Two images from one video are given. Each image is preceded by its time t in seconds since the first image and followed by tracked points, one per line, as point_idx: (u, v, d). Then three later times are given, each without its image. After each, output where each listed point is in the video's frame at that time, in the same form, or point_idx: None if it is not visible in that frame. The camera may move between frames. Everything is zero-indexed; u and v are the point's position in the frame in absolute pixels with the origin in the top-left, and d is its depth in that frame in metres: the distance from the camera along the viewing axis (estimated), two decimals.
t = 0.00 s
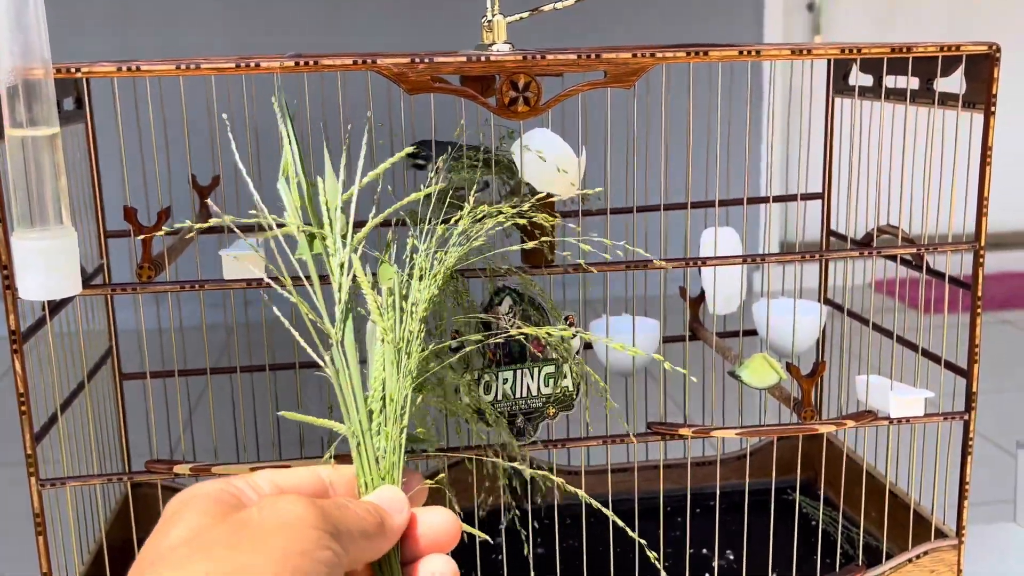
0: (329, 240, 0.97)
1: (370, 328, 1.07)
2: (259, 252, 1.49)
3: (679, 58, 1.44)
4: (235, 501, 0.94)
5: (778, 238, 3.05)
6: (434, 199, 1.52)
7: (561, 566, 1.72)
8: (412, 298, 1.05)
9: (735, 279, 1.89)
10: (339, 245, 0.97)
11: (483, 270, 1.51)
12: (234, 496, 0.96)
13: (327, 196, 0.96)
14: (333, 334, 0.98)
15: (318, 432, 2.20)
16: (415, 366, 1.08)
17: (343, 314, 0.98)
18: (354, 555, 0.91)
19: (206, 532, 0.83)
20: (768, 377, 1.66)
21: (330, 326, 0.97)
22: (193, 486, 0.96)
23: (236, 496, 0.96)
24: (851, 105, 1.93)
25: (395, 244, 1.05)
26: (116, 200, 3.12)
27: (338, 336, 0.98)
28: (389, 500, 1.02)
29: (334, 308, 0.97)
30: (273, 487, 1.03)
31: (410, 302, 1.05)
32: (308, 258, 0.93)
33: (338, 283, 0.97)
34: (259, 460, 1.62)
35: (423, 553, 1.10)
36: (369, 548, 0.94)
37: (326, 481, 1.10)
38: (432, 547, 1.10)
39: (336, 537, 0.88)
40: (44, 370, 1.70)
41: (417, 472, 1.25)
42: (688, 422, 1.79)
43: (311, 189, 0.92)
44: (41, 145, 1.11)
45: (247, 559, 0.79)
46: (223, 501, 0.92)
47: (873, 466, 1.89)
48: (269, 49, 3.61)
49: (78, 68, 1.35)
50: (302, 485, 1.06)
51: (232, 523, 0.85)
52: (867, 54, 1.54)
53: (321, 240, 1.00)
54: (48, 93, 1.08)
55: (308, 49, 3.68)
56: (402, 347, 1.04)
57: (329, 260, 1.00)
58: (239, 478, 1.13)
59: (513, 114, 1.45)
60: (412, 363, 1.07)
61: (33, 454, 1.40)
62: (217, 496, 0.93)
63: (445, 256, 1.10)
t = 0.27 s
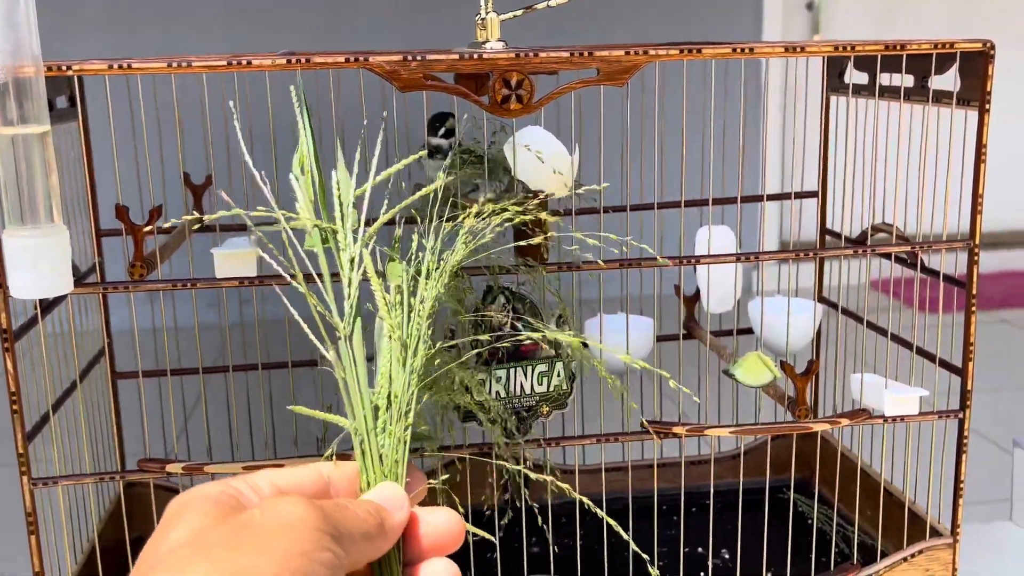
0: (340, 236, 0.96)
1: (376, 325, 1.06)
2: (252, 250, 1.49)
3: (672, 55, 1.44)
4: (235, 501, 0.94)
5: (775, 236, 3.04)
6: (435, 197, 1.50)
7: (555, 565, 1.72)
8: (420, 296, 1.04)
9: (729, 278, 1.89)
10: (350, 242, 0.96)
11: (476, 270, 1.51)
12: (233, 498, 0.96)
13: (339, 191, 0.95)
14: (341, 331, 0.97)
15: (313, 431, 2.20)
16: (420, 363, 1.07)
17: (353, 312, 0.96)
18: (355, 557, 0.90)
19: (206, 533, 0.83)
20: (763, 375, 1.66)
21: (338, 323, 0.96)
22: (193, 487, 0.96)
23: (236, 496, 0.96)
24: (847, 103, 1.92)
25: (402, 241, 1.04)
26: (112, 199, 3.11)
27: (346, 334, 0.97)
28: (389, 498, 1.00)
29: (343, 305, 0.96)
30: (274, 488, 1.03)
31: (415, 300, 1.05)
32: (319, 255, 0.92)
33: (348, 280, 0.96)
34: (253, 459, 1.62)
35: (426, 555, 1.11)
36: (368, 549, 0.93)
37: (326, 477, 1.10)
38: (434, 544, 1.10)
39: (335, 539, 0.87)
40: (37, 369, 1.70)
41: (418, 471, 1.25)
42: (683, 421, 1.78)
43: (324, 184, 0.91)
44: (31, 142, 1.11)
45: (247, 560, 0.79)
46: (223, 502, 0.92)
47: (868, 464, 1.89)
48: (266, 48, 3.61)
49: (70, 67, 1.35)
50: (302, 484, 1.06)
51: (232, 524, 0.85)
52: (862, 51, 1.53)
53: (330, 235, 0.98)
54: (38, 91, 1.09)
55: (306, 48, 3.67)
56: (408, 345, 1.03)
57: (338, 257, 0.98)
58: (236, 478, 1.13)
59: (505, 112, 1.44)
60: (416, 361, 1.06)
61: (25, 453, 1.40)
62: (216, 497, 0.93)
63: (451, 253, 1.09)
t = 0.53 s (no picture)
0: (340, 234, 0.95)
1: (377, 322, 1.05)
2: (244, 250, 1.48)
3: (667, 54, 1.43)
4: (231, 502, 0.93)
5: (772, 235, 3.03)
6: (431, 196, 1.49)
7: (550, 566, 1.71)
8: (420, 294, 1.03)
9: (724, 277, 1.88)
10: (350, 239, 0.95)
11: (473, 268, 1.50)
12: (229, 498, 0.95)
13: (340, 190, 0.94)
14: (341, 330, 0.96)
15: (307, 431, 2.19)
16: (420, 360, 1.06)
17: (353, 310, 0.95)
18: (352, 559, 0.89)
19: (201, 535, 0.83)
20: (758, 375, 1.65)
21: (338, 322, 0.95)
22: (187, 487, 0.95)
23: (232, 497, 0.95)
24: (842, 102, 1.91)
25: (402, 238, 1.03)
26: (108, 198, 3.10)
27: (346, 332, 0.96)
28: (387, 497, 0.99)
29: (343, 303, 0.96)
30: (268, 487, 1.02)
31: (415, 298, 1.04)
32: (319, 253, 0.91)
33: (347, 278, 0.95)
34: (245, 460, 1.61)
35: (425, 553, 1.10)
36: (367, 551, 0.92)
37: (322, 476, 1.10)
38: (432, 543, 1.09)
39: (332, 541, 0.86)
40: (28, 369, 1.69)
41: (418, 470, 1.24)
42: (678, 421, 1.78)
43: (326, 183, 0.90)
44: (21, 142, 1.10)
45: (242, 562, 0.78)
46: (218, 502, 0.91)
47: (864, 464, 1.88)
48: (263, 46, 3.60)
49: (60, 65, 1.34)
50: (298, 483, 1.06)
51: (228, 526, 0.84)
52: (857, 50, 1.52)
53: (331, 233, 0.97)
54: (28, 90, 1.08)
55: (302, 45, 3.66)
56: (408, 343, 1.03)
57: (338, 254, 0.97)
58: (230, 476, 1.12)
59: (499, 111, 1.44)
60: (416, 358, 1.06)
61: (16, 453, 1.39)
62: (212, 497, 0.92)
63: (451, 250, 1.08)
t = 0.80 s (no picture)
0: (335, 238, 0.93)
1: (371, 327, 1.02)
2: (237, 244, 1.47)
3: (664, 45, 1.42)
4: (220, 514, 0.91)
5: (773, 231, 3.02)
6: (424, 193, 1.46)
7: (546, 563, 1.70)
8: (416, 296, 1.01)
9: (723, 272, 1.87)
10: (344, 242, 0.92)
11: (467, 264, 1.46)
12: (219, 507, 0.94)
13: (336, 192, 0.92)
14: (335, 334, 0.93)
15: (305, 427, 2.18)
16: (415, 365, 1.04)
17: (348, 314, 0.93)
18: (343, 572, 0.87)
19: (191, 551, 0.81)
20: (756, 370, 1.63)
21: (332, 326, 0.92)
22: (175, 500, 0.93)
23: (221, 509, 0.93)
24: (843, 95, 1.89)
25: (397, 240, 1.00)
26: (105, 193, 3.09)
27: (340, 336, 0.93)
28: (381, 507, 0.97)
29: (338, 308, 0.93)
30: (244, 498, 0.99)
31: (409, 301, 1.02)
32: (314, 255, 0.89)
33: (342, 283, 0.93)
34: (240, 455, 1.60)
35: (422, 559, 1.07)
36: (359, 564, 0.90)
37: (280, 486, 1.06)
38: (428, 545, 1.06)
39: (325, 554, 0.85)
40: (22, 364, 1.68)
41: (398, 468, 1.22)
42: (676, 416, 1.76)
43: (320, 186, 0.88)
44: (11, 133, 1.08)
45: None
46: (208, 515, 0.89)
47: (863, 460, 1.87)
48: (261, 40, 3.58)
49: (51, 56, 1.32)
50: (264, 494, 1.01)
51: (218, 540, 0.82)
52: (857, 42, 1.51)
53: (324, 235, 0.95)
54: (19, 81, 1.05)
55: (301, 40, 3.65)
56: (404, 348, 1.00)
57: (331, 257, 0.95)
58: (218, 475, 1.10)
59: (495, 103, 1.42)
60: (411, 363, 1.04)
61: (8, 449, 1.38)
62: (201, 510, 0.90)
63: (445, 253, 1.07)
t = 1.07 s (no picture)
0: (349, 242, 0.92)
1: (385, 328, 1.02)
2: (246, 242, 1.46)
3: (675, 42, 1.41)
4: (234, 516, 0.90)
5: (779, 228, 3.01)
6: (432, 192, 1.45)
7: (554, 562, 1.69)
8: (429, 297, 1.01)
9: (732, 270, 1.86)
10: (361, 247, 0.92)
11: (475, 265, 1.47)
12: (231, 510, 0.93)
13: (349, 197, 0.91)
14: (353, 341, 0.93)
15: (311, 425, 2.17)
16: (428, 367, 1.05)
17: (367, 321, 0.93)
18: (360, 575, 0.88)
19: (207, 558, 0.80)
20: (766, 369, 1.62)
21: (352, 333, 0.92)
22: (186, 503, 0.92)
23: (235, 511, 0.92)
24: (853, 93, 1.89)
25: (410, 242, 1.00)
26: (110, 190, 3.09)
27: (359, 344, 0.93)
28: (395, 506, 0.97)
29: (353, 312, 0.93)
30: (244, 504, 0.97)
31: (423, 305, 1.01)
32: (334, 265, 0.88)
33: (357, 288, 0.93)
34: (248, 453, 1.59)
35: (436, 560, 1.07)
36: (376, 565, 0.91)
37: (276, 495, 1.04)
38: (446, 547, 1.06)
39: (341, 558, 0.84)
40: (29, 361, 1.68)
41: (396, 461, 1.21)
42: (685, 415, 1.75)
43: (336, 191, 0.86)
44: (20, 131, 1.07)
45: None
46: (222, 518, 0.88)
47: (873, 460, 1.86)
48: (267, 37, 3.58)
49: (59, 52, 1.32)
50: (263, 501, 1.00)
51: (233, 548, 0.81)
52: (868, 39, 1.50)
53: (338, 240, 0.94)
54: (28, 79, 1.05)
55: (306, 37, 3.64)
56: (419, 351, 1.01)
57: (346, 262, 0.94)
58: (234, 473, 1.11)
59: (504, 100, 1.41)
60: (425, 365, 1.04)
61: (15, 447, 1.37)
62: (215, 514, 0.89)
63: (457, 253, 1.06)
